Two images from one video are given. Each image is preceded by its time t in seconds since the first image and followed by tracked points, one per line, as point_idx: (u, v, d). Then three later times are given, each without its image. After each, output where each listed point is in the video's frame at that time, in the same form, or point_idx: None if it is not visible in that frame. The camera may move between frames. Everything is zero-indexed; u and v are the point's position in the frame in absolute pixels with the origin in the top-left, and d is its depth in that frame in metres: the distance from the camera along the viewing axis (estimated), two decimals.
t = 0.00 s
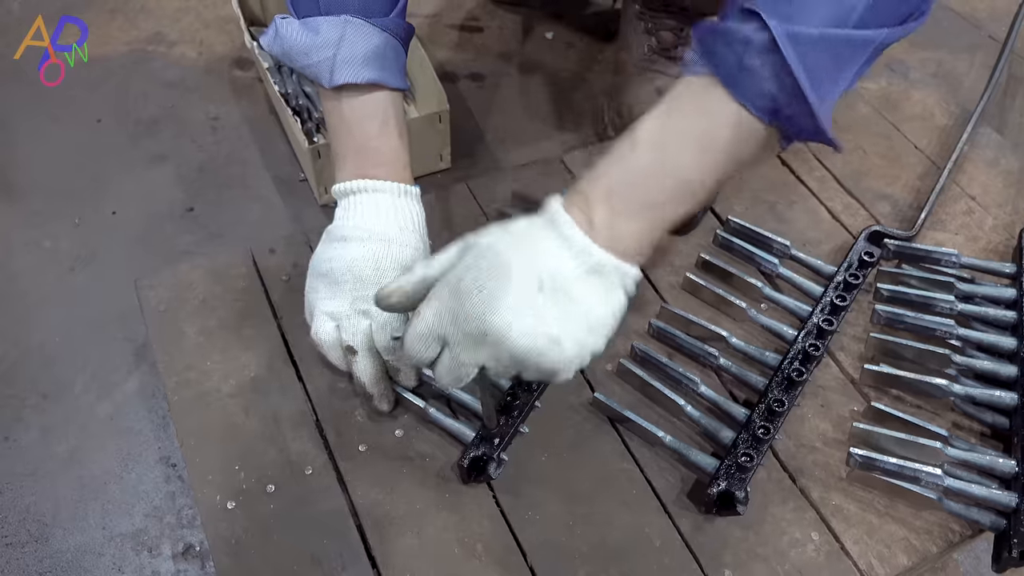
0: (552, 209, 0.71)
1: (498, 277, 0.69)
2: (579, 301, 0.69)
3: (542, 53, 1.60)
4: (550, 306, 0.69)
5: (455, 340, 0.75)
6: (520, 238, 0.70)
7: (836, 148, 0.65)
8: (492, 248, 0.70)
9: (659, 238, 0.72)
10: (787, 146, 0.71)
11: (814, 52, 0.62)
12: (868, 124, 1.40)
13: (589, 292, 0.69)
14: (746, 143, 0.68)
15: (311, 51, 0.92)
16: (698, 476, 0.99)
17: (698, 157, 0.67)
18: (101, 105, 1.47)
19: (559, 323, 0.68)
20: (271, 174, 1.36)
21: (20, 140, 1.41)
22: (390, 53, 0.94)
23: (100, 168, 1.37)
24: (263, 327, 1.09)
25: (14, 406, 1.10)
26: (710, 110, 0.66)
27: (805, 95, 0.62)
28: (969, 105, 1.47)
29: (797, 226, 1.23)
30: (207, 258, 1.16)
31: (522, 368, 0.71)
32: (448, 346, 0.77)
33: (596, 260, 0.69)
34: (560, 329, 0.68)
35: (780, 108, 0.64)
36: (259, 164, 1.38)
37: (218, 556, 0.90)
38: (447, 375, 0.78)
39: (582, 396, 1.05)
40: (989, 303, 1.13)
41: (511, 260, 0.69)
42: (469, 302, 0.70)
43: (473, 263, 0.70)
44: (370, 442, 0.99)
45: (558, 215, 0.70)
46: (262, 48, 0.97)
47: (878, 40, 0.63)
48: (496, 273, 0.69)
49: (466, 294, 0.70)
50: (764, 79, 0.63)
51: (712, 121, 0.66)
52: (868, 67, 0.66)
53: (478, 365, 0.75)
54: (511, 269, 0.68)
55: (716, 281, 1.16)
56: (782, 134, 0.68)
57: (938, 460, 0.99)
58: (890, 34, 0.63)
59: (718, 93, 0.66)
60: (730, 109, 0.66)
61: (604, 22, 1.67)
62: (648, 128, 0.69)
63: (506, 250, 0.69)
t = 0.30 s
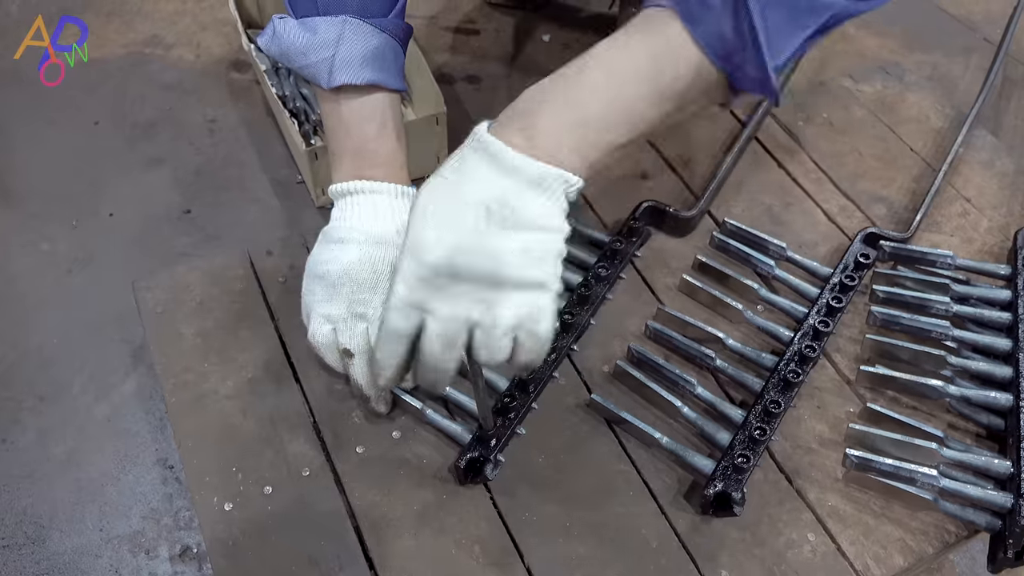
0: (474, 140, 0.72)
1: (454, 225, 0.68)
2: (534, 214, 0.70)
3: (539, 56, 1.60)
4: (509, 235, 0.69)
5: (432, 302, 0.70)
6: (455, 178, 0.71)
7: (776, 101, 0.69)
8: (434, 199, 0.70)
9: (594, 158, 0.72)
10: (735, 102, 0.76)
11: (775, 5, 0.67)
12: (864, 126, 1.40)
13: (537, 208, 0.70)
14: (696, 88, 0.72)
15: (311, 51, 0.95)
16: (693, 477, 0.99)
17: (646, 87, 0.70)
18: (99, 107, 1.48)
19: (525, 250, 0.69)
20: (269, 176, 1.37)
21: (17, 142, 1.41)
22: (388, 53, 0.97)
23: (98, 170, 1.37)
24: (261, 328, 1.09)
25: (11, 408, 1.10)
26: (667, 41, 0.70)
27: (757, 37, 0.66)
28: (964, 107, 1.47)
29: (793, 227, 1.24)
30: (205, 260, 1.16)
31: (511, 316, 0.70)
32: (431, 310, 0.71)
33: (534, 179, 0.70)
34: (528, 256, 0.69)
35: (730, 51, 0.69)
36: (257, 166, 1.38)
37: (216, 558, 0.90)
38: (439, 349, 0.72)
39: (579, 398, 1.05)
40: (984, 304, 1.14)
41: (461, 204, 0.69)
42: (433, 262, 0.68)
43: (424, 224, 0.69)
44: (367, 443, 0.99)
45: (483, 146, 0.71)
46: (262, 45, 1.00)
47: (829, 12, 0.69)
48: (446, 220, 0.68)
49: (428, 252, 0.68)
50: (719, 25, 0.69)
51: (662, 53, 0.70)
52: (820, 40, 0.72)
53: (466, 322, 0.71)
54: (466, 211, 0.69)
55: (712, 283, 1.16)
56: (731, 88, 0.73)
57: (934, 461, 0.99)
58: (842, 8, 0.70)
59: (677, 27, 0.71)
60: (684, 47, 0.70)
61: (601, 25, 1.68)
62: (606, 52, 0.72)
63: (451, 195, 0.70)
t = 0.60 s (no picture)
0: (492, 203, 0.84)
1: (481, 237, 0.77)
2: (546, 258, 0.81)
3: (537, 58, 1.60)
4: (527, 261, 0.78)
5: (451, 296, 0.74)
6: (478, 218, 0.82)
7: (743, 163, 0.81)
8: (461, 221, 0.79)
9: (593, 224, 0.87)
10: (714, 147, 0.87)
11: (733, 85, 0.77)
12: (861, 127, 1.41)
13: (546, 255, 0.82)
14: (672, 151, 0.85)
15: (304, 57, 0.91)
16: (692, 479, 0.99)
17: (629, 161, 0.83)
18: (96, 109, 1.47)
19: (540, 279, 0.78)
20: (267, 178, 1.37)
21: (15, 144, 1.41)
22: (383, 58, 0.94)
23: (96, 172, 1.37)
24: (259, 330, 1.09)
25: (9, 411, 1.10)
26: (646, 119, 0.81)
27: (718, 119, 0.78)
28: (962, 109, 1.47)
29: (791, 229, 1.24)
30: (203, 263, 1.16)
31: (523, 320, 0.74)
32: (448, 307, 0.74)
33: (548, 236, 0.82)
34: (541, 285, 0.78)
35: (698, 125, 0.81)
36: (255, 168, 1.38)
37: (214, 560, 0.90)
38: (445, 341, 0.74)
39: (577, 399, 1.05)
40: (981, 305, 1.14)
41: (487, 227, 0.79)
42: (463, 257, 0.75)
43: (453, 234, 0.77)
44: (365, 446, 0.99)
45: (504, 203, 0.83)
46: (252, 50, 0.96)
47: (780, 71, 0.78)
48: (475, 232, 0.77)
49: (459, 251, 0.75)
50: (686, 107, 0.79)
51: (638, 135, 0.82)
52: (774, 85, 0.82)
53: (483, 319, 0.74)
54: (491, 233, 0.78)
55: (710, 284, 1.16)
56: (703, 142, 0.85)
57: (932, 462, 0.99)
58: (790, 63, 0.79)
59: (648, 110, 0.81)
60: (655, 126, 0.82)
61: (599, 27, 1.68)
62: (588, 134, 0.84)
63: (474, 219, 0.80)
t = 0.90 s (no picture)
0: (511, 203, 0.85)
1: (487, 243, 0.78)
2: (556, 268, 0.81)
3: (535, 60, 1.60)
4: (531, 269, 0.79)
5: (444, 302, 0.77)
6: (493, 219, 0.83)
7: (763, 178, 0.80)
8: (474, 223, 0.81)
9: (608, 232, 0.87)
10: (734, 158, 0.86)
11: (755, 98, 0.76)
12: (859, 128, 1.41)
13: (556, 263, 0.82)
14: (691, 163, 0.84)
15: (303, 66, 0.91)
16: (691, 479, 0.99)
17: (646, 171, 0.82)
18: (94, 112, 1.47)
19: (541, 291, 0.79)
20: (265, 180, 1.37)
21: (13, 146, 1.41)
22: (382, 65, 0.94)
23: (94, 174, 1.37)
24: (257, 332, 1.09)
25: (7, 413, 1.10)
26: (663, 130, 0.80)
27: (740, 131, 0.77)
28: (959, 110, 1.48)
29: (789, 230, 1.24)
30: (201, 265, 1.16)
31: (510, 334, 0.76)
32: (439, 311, 0.76)
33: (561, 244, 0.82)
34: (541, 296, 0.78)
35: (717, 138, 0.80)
36: (253, 170, 1.38)
37: (211, 562, 0.90)
38: (430, 345, 0.77)
39: (576, 401, 1.05)
40: (978, 306, 1.14)
41: (498, 232, 0.80)
42: (461, 264, 0.76)
43: (459, 238, 0.78)
44: (363, 447, 0.99)
45: (520, 206, 0.84)
46: (252, 58, 0.95)
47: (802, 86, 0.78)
48: (481, 237, 0.79)
49: (459, 258, 0.77)
50: (706, 119, 0.78)
51: (656, 144, 0.81)
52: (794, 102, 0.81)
53: (470, 328, 0.76)
54: (499, 240, 0.79)
55: (708, 286, 1.16)
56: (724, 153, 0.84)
57: (930, 463, 1.00)
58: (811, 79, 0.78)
59: (668, 121, 0.80)
60: (674, 136, 0.80)
61: (596, 29, 1.68)
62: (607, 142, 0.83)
63: (488, 223, 0.81)
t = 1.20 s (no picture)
0: (524, 209, 0.87)
1: (490, 247, 0.79)
2: (558, 279, 0.82)
3: (530, 62, 1.61)
4: (530, 277, 0.80)
5: (440, 302, 0.79)
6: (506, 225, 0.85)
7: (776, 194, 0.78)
8: (484, 225, 0.82)
9: (619, 243, 0.87)
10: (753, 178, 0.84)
11: (770, 111, 0.75)
12: (853, 128, 1.41)
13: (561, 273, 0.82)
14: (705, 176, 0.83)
15: (299, 66, 0.91)
16: (687, 479, 0.99)
17: (658, 184, 0.82)
18: (91, 116, 1.48)
19: (538, 300, 0.79)
20: (261, 183, 1.37)
21: (10, 151, 1.41)
22: (378, 67, 0.93)
23: (91, 179, 1.38)
24: (254, 335, 1.10)
25: (6, 417, 1.10)
26: (675, 141, 0.80)
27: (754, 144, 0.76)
28: (953, 109, 1.48)
29: (784, 230, 1.24)
30: (199, 268, 1.16)
31: (497, 342, 0.77)
32: (433, 310, 0.79)
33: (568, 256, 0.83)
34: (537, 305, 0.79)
35: (732, 152, 0.79)
36: (250, 173, 1.39)
37: (210, 564, 0.90)
38: (421, 342, 0.79)
39: (573, 402, 1.05)
40: (974, 305, 1.15)
41: (504, 237, 0.81)
42: (460, 266, 0.78)
43: (464, 238, 0.80)
44: (361, 449, 0.99)
45: (530, 213, 0.86)
46: (248, 59, 0.95)
47: (819, 102, 0.77)
48: (485, 241, 0.80)
49: (458, 259, 0.78)
50: (721, 132, 0.78)
51: (668, 158, 0.80)
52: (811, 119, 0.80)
53: (460, 330, 0.78)
54: (503, 245, 0.80)
55: (705, 286, 1.16)
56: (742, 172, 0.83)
57: (926, 461, 1.00)
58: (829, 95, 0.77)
59: (683, 134, 0.80)
60: (687, 150, 0.80)
61: (592, 31, 1.69)
62: (620, 153, 0.83)
63: (498, 227, 0.82)
